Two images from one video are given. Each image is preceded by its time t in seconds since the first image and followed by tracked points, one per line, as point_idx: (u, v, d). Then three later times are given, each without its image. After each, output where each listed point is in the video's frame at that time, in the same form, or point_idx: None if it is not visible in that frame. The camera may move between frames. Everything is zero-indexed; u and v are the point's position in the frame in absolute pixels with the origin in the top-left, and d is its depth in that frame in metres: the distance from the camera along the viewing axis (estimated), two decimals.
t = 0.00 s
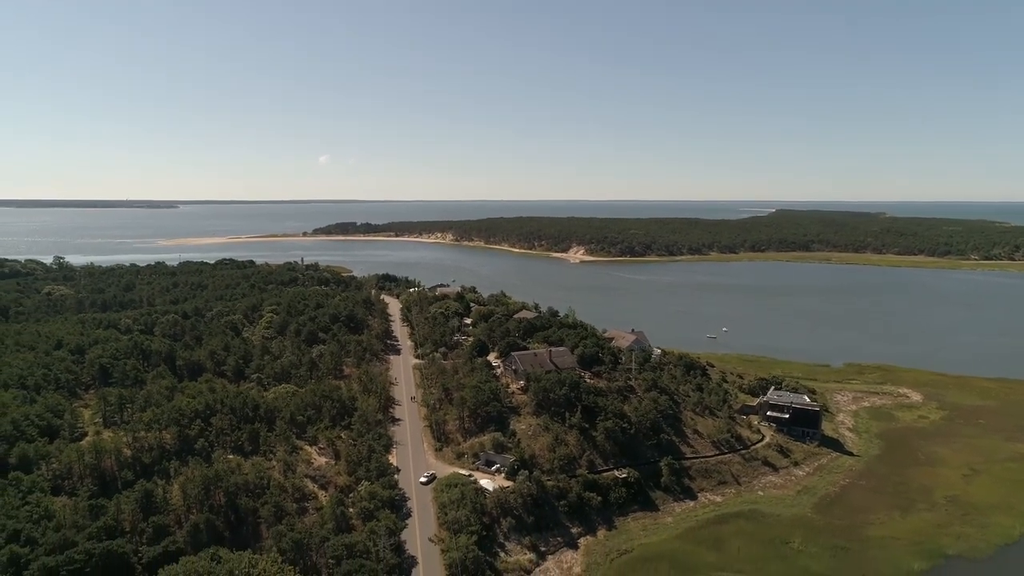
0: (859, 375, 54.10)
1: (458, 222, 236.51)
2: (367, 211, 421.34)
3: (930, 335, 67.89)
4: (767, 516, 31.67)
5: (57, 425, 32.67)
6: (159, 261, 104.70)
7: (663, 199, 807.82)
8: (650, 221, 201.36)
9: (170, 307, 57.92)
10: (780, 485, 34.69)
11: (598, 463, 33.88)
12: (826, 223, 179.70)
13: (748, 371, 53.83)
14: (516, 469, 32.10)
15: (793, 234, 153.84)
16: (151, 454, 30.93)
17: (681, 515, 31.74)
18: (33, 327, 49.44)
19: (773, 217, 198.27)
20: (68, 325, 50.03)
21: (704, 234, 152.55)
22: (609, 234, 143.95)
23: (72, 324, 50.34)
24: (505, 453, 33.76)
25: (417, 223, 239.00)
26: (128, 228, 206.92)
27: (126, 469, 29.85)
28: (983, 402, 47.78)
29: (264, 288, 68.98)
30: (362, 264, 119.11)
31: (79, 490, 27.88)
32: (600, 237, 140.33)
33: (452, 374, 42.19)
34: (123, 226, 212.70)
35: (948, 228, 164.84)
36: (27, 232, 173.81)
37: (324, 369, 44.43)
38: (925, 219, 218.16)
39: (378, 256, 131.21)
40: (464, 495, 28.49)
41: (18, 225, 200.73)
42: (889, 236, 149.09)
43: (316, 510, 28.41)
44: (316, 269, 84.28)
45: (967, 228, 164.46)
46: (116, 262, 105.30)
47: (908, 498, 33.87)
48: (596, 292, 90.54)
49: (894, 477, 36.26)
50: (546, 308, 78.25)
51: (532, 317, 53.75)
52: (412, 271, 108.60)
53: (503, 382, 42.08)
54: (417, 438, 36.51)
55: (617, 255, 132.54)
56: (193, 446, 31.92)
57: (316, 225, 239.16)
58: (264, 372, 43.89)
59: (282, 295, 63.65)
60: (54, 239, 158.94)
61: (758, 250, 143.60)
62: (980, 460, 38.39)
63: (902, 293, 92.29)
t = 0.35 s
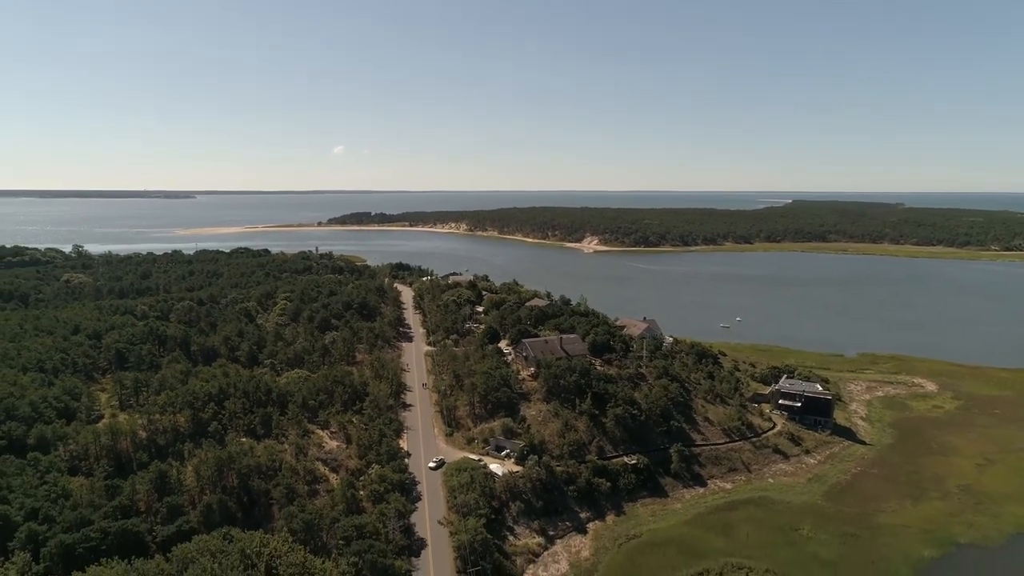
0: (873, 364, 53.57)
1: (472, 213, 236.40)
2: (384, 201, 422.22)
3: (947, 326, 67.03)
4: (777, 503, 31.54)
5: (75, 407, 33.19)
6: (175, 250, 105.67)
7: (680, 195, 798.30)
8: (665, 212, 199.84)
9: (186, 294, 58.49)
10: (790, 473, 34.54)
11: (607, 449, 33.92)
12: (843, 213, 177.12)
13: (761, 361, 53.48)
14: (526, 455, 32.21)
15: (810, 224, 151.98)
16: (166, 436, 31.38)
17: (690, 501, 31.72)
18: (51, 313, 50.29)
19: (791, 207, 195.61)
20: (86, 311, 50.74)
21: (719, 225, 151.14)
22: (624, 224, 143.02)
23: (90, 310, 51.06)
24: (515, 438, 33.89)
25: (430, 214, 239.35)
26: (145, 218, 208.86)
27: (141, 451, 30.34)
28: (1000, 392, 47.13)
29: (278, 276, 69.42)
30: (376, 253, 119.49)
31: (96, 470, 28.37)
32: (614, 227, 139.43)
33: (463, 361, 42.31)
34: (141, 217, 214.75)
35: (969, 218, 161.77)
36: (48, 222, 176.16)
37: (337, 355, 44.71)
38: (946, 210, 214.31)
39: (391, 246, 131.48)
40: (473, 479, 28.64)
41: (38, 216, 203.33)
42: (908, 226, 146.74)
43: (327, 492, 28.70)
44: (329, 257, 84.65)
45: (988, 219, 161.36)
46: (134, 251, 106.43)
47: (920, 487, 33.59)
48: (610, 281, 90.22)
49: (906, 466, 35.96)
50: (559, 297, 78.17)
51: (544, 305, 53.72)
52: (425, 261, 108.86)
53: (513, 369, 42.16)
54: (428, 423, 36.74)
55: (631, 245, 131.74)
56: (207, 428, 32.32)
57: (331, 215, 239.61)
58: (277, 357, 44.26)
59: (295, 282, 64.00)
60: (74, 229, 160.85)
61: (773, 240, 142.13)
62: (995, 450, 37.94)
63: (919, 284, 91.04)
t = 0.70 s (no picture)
0: (890, 354, 52.94)
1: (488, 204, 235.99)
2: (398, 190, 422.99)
3: (966, 316, 65.99)
4: (789, 490, 31.37)
5: (92, 390, 33.70)
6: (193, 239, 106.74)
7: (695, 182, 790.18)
8: (682, 203, 197.97)
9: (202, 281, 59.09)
10: (803, 461, 34.35)
11: (618, 435, 33.93)
12: (864, 204, 174.13)
13: (775, 350, 53.07)
14: (537, 440, 32.34)
15: (829, 214, 149.73)
16: (181, 419, 31.87)
17: (701, 488, 31.67)
18: (72, 298, 51.16)
19: (810, 198, 192.53)
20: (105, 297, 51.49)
21: (736, 215, 149.42)
22: (639, 214, 141.98)
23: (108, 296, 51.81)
24: (527, 424, 34.01)
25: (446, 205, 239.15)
26: (163, 208, 210.65)
27: (158, 432, 30.86)
28: (1019, 382, 46.36)
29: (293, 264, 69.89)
30: (391, 242, 119.80)
31: (113, 451, 28.91)
32: (629, 217, 138.42)
33: (475, 348, 42.40)
34: (160, 207, 216.80)
35: (993, 209, 158.40)
36: (69, 212, 178.46)
37: (351, 341, 45.05)
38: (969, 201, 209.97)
39: (406, 235, 131.83)
40: (484, 463, 28.78)
41: (62, 206, 205.78)
42: (929, 217, 143.90)
43: (339, 474, 29.00)
44: (345, 246, 85.13)
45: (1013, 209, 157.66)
46: (153, 240, 107.74)
47: (934, 476, 33.28)
48: (624, 271, 89.85)
49: (920, 455, 35.59)
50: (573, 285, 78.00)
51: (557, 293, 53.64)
52: (440, 250, 109.03)
53: (526, 356, 42.18)
54: (440, 409, 36.96)
55: (646, 235, 130.73)
56: (222, 411, 32.76)
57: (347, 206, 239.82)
58: (292, 343, 44.65)
59: (310, 270, 64.41)
60: (95, 218, 163.11)
61: (791, 231, 140.42)
62: (1012, 440, 37.43)
63: (939, 274, 89.56)
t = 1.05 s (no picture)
0: (907, 344, 52.22)
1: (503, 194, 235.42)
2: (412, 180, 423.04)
3: (987, 307, 64.88)
4: (801, 478, 31.18)
5: (111, 372, 34.20)
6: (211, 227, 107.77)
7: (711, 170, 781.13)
8: (699, 193, 195.94)
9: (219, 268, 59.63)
10: (816, 449, 34.10)
11: (630, 422, 33.91)
12: (885, 194, 171.00)
13: (789, 339, 52.58)
14: (548, 426, 32.41)
15: (848, 205, 147.31)
16: (197, 401, 32.29)
17: (712, 475, 31.58)
18: (92, 284, 51.92)
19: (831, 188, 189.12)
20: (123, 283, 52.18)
21: (753, 205, 147.54)
22: (655, 204, 140.81)
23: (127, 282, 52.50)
24: (538, 410, 34.08)
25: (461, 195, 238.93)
26: (182, 197, 213.04)
27: (175, 415, 31.30)
28: None
29: (309, 252, 70.28)
30: (407, 232, 120.05)
31: (131, 432, 29.38)
32: (645, 207, 137.27)
33: (488, 334, 42.46)
34: (179, 196, 218.30)
35: (1018, 200, 154.56)
36: (89, 202, 180.21)
37: (365, 327, 45.29)
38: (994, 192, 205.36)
39: (421, 225, 131.99)
40: (495, 447, 28.89)
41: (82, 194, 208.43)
42: (951, 207, 140.96)
43: (352, 457, 29.26)
44: (360, 235, 85.46)
45: None
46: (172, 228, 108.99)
47: (949, 465, 32.91)
48: (639, 261, 89.34)
49: (936, 445, 35.16)
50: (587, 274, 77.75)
51: (570, 281, 53.48)
52: (455, 239, 109.08)
53: (538, 342, 42.17)
54: (452, 394, 37.13)
55: (663, 225, 129.39)
56: (237, 395, 33.14)
57: (363, 195, 239.78)
58: (307, 328, 44.98)
59: (326, 258, 64.72)
60: (115, 207, 165.35)
61: (810, 221, 138.23)
62: None
63: (960, 265, 87.97)
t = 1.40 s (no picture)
0: (924, 335, 51.52)
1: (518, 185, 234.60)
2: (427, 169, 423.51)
3: (1008, 299, 63.70)
4: (812, 467, 30.99)
5: (128, 357, 34.66)
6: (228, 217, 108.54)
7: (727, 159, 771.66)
8: (717, 185, 193.71)
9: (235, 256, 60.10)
10: (828, 439, 33.86)
11: (641, 409, 33.86)
12: (906, 185, 167.87)
13: (804, 329, 52.08)
14: (559, 412, 32.47)
15: (867, 196, 144.93)
16: (212, 386, 32.70)
17: (723, 463, 31.49)
18: (110, 271, 52.59)
19: (851, 180, 185.87)
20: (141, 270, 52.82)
21: (771, 195, 145.64)
22: (671, 195, 139.52)
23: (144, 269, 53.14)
24: (549, 396, 34.13)
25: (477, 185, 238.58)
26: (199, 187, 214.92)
27: (190, 398, 31.72)
28: None
29: (324, 241, 70.57)
30: (421, 222, 120.19)
31: (147, 416, 29.86)
32: (661, 198, 136.08)
33: (500, 322, 42.52)
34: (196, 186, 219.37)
35: None
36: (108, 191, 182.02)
37: (378, 314, 45.48)
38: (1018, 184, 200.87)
39: (436, 215, 132.05)
40: (505, 433, 28.98)
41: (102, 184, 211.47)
42: (973, 198, 138.02)
43: (364, 441, 29.47)
44: (375, 224, 85.65)
45: None
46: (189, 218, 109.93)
47: (963, 456, 32.54)
48: (654, 251, 88.81)
49: (951, 435, 34.73)
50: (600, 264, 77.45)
51: (583, 270, 53.31)
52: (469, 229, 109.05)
53: (550, 330, 42.15)
54: (464, 381, 37.29)
55: (679, 217, 128.12)
56: (251, 379, 33.50)
57: (377, 186, 239.58)
58: (321, 315, 45.29)
59: (341, 247, 64.97)
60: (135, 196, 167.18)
61: (828, 212, 136.17)
62: None
63: (981, 257, 86.32)
